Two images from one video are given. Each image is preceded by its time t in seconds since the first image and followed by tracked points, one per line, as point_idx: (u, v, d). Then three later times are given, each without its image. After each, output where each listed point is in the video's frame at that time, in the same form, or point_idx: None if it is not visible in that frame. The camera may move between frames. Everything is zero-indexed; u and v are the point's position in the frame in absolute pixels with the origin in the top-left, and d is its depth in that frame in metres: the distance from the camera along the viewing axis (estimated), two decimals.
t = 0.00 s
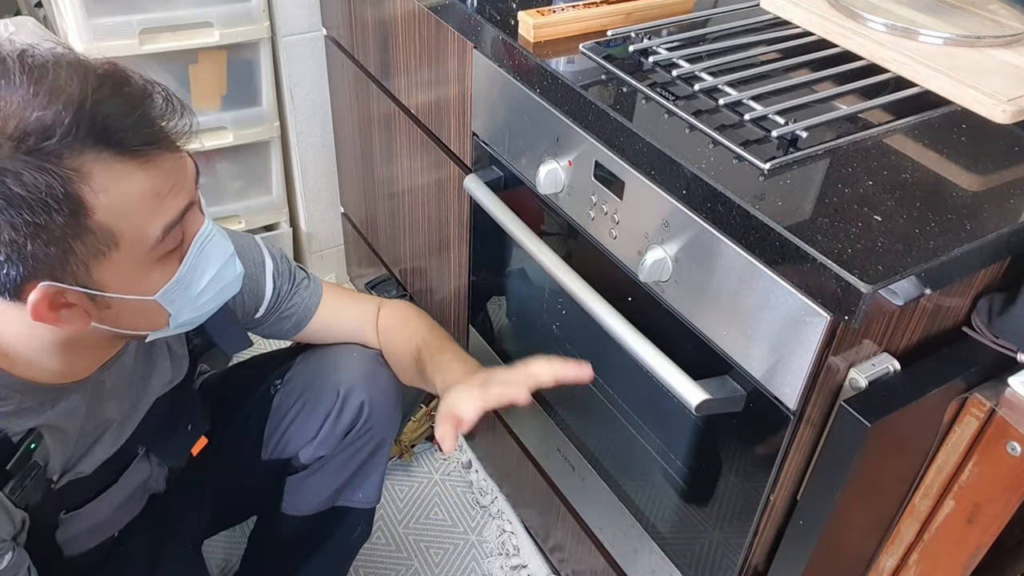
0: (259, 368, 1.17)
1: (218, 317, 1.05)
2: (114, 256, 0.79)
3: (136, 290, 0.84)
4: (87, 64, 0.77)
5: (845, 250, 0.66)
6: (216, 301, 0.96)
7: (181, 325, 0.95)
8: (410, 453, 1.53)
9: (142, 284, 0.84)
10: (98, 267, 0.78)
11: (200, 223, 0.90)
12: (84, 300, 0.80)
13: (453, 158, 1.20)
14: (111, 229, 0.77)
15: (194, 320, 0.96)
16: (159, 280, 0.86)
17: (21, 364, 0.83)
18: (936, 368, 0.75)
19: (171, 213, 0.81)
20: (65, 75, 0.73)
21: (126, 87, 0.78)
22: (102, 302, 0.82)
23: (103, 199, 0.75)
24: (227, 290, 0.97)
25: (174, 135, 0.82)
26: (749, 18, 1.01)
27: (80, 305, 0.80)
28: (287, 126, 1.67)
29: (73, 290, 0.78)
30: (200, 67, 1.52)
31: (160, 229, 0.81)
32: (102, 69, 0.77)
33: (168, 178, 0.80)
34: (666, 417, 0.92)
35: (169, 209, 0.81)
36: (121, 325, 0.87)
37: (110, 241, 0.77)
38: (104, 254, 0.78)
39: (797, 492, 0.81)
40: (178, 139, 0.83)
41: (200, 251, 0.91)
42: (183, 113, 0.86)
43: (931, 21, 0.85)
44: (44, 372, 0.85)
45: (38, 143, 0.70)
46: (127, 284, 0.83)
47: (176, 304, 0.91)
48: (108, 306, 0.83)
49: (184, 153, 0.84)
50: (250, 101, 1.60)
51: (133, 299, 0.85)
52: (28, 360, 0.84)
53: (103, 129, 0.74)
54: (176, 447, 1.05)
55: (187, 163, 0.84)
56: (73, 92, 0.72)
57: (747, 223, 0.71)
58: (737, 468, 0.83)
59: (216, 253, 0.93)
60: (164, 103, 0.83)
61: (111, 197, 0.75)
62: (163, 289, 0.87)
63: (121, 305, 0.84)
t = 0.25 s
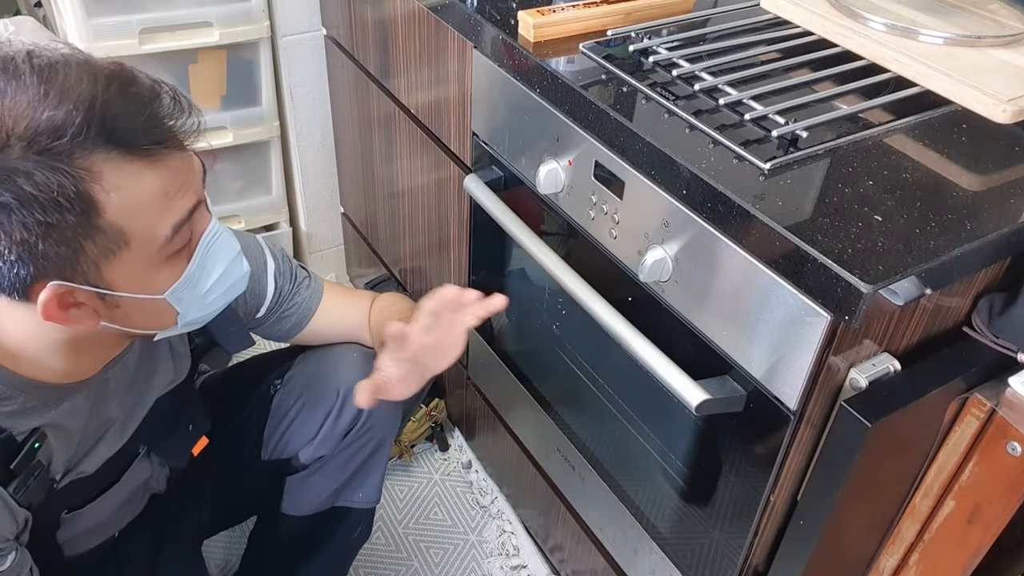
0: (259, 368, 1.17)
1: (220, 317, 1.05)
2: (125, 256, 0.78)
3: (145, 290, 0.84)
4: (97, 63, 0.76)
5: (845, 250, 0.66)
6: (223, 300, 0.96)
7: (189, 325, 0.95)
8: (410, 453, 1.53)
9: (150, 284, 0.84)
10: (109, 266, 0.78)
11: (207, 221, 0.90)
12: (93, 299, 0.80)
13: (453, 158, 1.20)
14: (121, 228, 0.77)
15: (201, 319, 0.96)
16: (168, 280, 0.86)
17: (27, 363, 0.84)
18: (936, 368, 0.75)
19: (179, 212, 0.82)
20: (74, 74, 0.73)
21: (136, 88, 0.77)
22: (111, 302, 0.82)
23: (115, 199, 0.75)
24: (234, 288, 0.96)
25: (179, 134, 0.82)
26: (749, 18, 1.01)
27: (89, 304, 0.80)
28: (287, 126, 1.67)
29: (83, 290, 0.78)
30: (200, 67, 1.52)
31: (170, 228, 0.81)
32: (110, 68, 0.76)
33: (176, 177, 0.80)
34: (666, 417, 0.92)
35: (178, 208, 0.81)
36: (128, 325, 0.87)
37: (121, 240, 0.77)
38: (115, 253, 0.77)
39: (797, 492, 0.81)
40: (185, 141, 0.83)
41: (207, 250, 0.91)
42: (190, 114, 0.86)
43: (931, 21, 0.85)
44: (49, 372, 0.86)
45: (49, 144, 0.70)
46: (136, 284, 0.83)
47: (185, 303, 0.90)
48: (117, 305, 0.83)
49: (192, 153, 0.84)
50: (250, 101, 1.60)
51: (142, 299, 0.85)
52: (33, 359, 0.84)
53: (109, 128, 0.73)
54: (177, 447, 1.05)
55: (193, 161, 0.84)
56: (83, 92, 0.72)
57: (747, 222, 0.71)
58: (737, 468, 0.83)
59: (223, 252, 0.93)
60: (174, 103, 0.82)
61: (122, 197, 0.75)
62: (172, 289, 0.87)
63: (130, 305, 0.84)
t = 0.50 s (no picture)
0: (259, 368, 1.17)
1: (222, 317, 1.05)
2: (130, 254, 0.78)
3: (149, 289, 0.84)
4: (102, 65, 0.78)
5: (845, 250, 0.66)
6: (226, 299, 0.96)
7: (192, 323, 0.95)
8: (410, 453, 1.53)
9: (154, 283, 0.84)
10: (114, 265, 0.78)
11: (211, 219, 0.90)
12: (97, 298, 0.80)
13: (453, 158, 1.20)
14: (127, 226, 0.76)
15: (204, 318, 0.96)
16: (172, 279, 0.86)
17: (28, 363, 0.83)
18: (936, 368, 0.75)
19: (182, 211, 0.81)
20: (80, 74, 0.74)
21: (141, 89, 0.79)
22: (114, 301, 0.82)
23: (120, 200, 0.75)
24: (237, 287, 0.96)
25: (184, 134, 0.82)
26: (749, 18, 1.01)
27: (92, 303, 0.80)
28: (287, 126, 1.67)
29: (87, 289, 0.78)
30: (200, 67, 1.52)
31: (175, 227, 0.81)
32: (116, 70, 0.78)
33: (182, 176, 0.80)
34: (666, 417, 0.92)
35: (181, 208, 0.81)
36: (131, 324, 0.87)
37: (126, 239, 0.77)
38: (121, 251, 0.77)
39: (798, 492, 0.81)
40: (190, 141, 0.83)
41: (210, 249, 0.90)
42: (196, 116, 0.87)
43: (931, 21, 0.85)
44: (51, 371, 0.85)
45: (55, 142, 0.70)
46: (140, 283, 0.82)
47: (188, 302, 0.90)
48: (120, 304, 0.83)
49: (197, 153, 0.84)
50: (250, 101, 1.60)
51: (145, 298, 0.84)
52: (35, 359, 0.84)
53: (115, 127, 0.74)
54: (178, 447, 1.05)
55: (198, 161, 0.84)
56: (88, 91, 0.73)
57: (747, 223, 0.71)
58: (737, 468, 0.83)
59: (228, 250, 0.93)
60: (178, 102, 0.83)
61: (127, 195, 0.75)
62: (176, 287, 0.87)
63: (133, 303, 0.84)
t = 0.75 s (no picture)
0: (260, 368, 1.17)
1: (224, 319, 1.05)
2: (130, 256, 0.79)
3: (149, 291, 0.84)
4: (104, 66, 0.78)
5: (845, 250, 0.66)
6: (226, 302, 0.95)
7: (191, 326, 0.95)
8: (410, 453, 1.53)
9: (152, 285, 0.84)
10: (114, 268, 0.78)
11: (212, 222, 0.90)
12: (97, 300, 0.80)
13: (453, 158, 1.20)
14: (127, 228, 0.76)
15: (203, 321, 0.96)
16: (172, 281, 0.86)
17: (27, 363, 0.83)
18: (937, 368, 0.75)
19: (185, 212, 0.81)
20: (81, 75, 0.74)
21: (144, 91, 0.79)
22: (113, 302, 0.82)
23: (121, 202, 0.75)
24: (238, 291, 0.96)
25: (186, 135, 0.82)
26: (749, 18, 1.01)
27: (92, 305, 0.80)
28: (286, 126, 1.67)
29: (87, 291, 0.78)
30: (200, 67, 1.52)
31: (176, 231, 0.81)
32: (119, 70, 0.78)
33: (183, 178, 0.80)
34: (666, 417, 0.92)
35: (183, 209, 0.81)
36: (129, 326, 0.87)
37: (126, 241, 0.77)
38: (120, 253, 0.77)
39: (798, 491, 0.81)
40: (192, 143, 0.83)
41: (211, 251, 0.90)
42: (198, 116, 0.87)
43: (931, 21, 0.85)
44: (50, 372, 0.85)
45: (56, 144, 0.70)
46: (139, 285, 0.82)
47: (188, 305, 0.90)
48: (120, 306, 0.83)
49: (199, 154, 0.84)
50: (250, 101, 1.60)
51: (144, 300, 0.84)
52: (34, 359, 0.84)
53: (116, 130, 0.74)
54: (178, 447, 1.05)
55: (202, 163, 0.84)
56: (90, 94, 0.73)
57: (747, 222, 0.71)
58: (737, 467, 0.83)
59: (230, 252, 0.93)
60: (180, 104, 0.83)
61: (127, 198, 0.75)
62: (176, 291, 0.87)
63: (133, 306, 0.84)
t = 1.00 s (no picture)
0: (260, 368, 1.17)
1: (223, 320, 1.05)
2: (111, 257, 0.77)
3: (127, 298, 0.83)
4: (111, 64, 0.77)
5: (845, 250, 0.66)
6: (212, 319, 0.94)
7: (173, 343, 0.94)
8: (410, 453, 1.53)
9: (132, 292, 0.83)
10: (103, 266, 0.78)
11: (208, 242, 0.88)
12: (78, 298, 0.80)
13: (453, 158, 1.20)
14: (110, 228, 0.75)
15: (186, 339, 0.94)
16: (153, 292, 0.85)
17: (28, 364, 0.84)
18: (937, 368, 0.75)
19: (174, 220, 0.80)
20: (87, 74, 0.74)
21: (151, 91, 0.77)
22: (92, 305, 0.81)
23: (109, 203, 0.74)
24: (224, 309, 0.95)
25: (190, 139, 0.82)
26: (749, 18, 1.01)
27: (72, 303, 0.80)
28: (287, 126, 1.67)
29: (68, 287, 0.78)
30: (200, 67, 1.52)
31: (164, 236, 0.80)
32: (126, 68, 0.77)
33: (179, 186, 0.79)
34: (666, 417, 0.92)
35: (173, 217, 0.79)
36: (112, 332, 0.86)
37: (108, 241, 0.76)
38: (100, 253, 0.76)
39: (798, 491, 0.81)
40: (195, 146, 0.82)
41: (200, 272, 0.88)
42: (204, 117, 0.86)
43: (931, 21, 0.85)
44: (48, 373, 0.86)
45: (58, 147, 0.70)
46: (120, 288, 0.81)
47: (166, 320, 0.89)
48: (99, 313, 0.82)
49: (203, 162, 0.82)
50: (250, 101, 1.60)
51: (122, 306, 0.83)
52: (35, 361, 0.84)
53: (121, 132, 0.74)
54: (178, 448, 1.05)
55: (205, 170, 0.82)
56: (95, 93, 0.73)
57: (747, 222, 0.71)
58: (737, 467, 0.83)
59: (222, 274, 0.91)
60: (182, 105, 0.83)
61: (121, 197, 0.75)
62: (151, 303, 0.85)
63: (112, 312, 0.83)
